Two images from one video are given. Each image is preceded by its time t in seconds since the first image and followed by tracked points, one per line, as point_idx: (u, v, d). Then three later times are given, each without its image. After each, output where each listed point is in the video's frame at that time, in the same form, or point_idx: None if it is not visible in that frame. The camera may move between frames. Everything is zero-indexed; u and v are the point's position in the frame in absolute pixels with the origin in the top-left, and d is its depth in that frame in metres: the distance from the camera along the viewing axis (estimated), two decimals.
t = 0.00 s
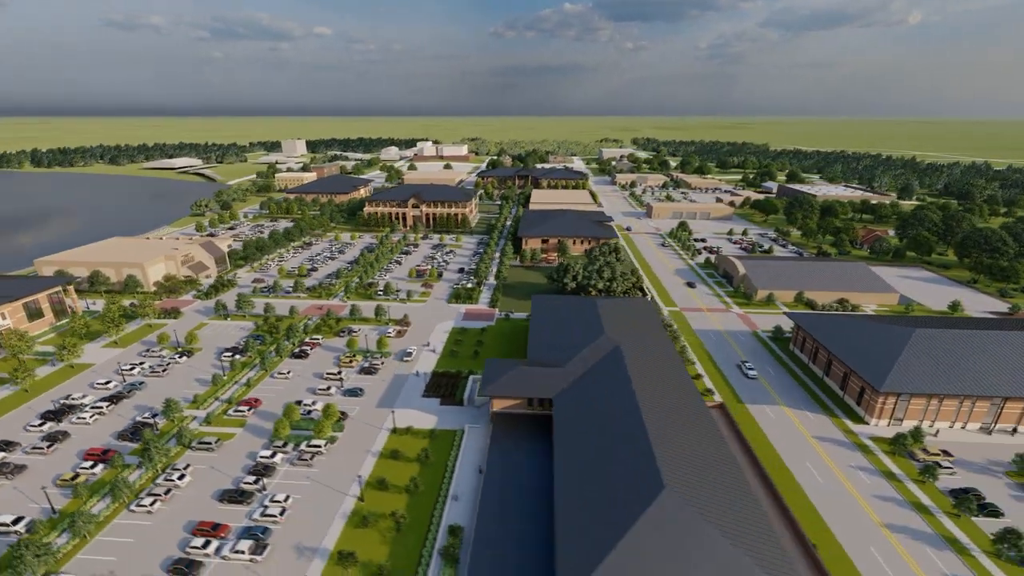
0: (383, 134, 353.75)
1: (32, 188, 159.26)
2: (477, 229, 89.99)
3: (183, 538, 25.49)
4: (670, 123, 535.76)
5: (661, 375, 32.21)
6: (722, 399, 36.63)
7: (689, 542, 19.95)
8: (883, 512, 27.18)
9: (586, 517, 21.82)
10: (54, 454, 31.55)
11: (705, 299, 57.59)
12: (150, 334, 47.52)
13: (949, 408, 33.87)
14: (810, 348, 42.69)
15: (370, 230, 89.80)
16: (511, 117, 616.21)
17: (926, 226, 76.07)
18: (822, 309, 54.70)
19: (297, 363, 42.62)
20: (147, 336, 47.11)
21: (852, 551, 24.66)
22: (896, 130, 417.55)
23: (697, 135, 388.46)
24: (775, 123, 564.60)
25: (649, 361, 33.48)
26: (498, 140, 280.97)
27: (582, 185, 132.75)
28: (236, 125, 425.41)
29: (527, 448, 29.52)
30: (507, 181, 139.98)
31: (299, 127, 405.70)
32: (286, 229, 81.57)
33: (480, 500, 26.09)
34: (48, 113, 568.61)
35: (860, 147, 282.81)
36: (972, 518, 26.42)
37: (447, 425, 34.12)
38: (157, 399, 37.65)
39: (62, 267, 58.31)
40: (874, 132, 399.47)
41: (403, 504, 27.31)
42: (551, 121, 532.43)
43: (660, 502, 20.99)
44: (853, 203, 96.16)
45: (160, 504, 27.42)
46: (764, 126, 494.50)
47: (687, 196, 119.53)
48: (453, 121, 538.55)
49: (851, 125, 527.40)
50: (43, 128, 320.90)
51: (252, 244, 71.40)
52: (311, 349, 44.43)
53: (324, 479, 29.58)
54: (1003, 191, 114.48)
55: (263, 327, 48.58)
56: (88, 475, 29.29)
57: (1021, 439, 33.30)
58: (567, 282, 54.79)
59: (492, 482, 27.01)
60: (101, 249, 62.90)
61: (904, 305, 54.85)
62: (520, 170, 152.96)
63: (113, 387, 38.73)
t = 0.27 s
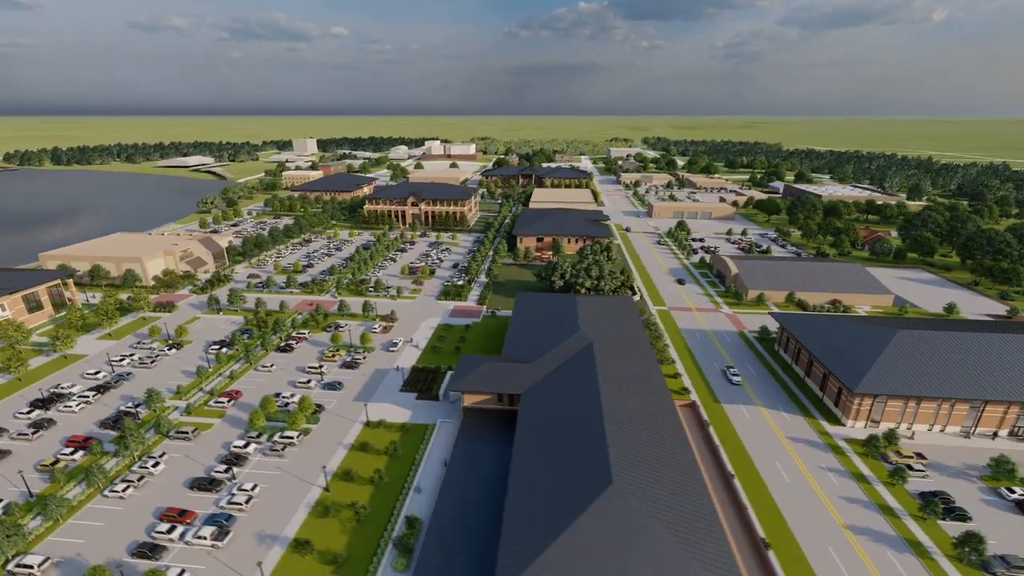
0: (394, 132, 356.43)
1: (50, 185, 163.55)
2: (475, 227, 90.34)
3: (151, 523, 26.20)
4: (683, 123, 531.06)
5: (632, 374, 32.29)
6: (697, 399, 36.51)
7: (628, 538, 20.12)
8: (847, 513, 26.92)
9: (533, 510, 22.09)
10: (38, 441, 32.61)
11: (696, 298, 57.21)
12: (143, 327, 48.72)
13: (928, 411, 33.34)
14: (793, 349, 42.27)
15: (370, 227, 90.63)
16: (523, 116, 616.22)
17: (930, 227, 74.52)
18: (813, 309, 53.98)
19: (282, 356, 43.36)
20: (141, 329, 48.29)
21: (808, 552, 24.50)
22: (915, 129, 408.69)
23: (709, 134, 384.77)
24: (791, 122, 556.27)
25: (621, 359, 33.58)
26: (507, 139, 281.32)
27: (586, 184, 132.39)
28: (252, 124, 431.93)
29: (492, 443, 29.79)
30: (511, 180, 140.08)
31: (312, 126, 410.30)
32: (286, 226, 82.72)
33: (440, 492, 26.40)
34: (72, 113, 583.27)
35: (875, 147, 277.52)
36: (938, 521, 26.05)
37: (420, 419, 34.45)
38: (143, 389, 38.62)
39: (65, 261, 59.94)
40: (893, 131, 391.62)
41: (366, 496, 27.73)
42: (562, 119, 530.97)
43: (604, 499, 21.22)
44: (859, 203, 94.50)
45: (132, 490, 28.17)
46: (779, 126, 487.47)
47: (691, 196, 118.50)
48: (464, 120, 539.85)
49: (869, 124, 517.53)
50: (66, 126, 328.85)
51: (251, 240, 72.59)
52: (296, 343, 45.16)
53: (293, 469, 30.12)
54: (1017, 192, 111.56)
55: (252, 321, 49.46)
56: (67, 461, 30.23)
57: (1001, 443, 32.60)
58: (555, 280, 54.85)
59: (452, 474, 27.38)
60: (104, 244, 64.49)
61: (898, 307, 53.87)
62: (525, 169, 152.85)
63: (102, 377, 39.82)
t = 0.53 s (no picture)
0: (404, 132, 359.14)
1: (67, 183, 167.84)
2: (473, 225, 90.75)
3: (123, 508, 27.02)
4: (696, 122, 526.25)
5: (602, 371, 32.36)
6: (672, 398, 36.47)
7: (571, 532, 20.32)
8: (809, 513, 26.73)
9: (483, 502, 22.43)
10: (26, 427, 33.75)
11: (685, 298, 56.93)
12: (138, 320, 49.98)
13: (904, 412, 32.91)
14: (776, 348, 41.92)
15: (370, 225, 91.55)
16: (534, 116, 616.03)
17: (933, 228, 73.08)
18: (803, 310, 53.36)
19: (268, 350, 44.22)
20: (135, 322, 49.54)
21: (764, 550, 24.41)
22: (934, 129, 399.70)
23: (721, 133, 380.88)
24: (807, 121, 547.88)
25: (593, 356, 33.67)
26: (516, 138, 281.68)
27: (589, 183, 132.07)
28: (266, 123, 437.31)
29: (459, 437, 30.15)
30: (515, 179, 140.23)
31: (325, 125, 414.82)
32: (286, 223, 83.97)
33: (402, 484, 26.83)
34: (93, 113, 596.11)
35: (890, 147, 271.82)
36: (901, 522, 25.77)
37: (394, 412, 34.91)
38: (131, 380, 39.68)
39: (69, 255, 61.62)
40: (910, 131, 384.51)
41: (332, 486, 28.27)
42: (573, 119, 529.25)
43: (549, 493, 21.51)
44: (863, 203, 92.98)
45: (108, 476, 29.06)
46: (794, 125, 480.09)
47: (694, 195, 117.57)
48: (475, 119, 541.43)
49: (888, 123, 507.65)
50: (86, 126, 336.81)
51: (250, 236, 73.87)
52: (283, 338, 45.98)
53: (265, 459, 30.76)
54: None
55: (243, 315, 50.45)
56: (51, 447, 31.29)
57: (978, 447, 32.06)
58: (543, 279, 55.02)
59: (416, 466, 27.86)
60: (107, 239, 66.13)
61: (891, 308, 53.03)
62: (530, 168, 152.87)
63: (92, 367, 40.99)
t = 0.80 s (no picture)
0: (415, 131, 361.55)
1: (83, 181, 171.98)
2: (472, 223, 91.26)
3: (100, 492, 27.94)
4: (709, 121, 521.36)
5: (574, 366, 32.54)
6: (647, 396, 36.50)
7: (519, 521, 20.50)
8: (771, 510, 26.64)
9: (437, 491, 22.78)
10: (18, 413, 35.00)
11: (675, 297, 56.77)
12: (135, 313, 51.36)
13: (879, 413, 32.62)
14: (758, 348, 41.68)
15: (370, 223, 92.54)
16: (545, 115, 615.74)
17: (936, 229, 71.78)
18: (794, 310, 52.89)
19: (256, 343, 45.16)
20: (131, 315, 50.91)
21: (721, 546, 24.41)
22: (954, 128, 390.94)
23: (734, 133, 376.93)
24: (822, 121, 539.48)
25: (567, 353, 33.85)
26: (524, 138, 282.08)
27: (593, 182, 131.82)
28: (280, 123, 443.07)
29: (428, 429, 30.60)
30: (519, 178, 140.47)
31: (337, 124, 419.12)
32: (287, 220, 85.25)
33: (367, 473, 27.35)
34: (113, 112, 609.28)
35: (906, 147, 266.55)
36: (863, 521, 25.66)
37: (371, 405, 35.50)
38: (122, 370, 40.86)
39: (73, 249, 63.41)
40: (928, 131, 377.16)
41: (302, 474, 28.90)
42: (585, 118, 527.84)
43: (500, 483, 21.78)
44: (868, 203, 91.56)
45: (89, 461, 30.06)
46: (809, 125, 473.00)
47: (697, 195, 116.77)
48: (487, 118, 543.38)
49: (906, 123, 497.87)
50: (105, 125, 344.37)
51: (250, 233, 75.21)
52: (272, 331, 46.89)
53: (241, 449, 31.50)
54: None
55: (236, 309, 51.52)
56: (39, 432, 32.45)
57: (954, 449, 31.64)
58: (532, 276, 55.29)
59: (383, 457, 28.36)
60: (111, 234, 67.92)
61: (883, 309, 52.35)
62: (534, 167, 152.99)
63: (86, 357, 42.31)
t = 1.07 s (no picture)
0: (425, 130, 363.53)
1: (98, 179, 176.16)
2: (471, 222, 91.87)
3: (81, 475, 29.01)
4: (722, 121, 516.16)
5: (545, 362, 32.90)
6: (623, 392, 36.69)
7: (467, 509, 20.86)
8: (733, 506, 26.75)
9: (394, 479, 23.32)
10: (12, 400, 36.36)
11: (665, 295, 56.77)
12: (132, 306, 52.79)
13: (853, 412, 32.45)
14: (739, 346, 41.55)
15: (370, 220, 93.63)
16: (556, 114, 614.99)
17: (937, 229, 70.65)
18: (783, 309, 52.53)
19: (246, 336, 46.19)
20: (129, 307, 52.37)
21: (677, 539, 24.62)
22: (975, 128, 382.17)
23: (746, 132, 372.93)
24: (838, 120, 530.96)
25: (540, 348, 34.23)
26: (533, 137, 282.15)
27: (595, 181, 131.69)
28: (293, 122, 448.29)
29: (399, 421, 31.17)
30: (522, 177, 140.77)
31: (349, 124, 423.28)
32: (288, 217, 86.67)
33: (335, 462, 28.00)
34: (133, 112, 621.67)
35: (922, 147, 261.67)
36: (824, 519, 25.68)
37: (349, 397, 36.22)
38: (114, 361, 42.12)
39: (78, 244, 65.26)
40: (946, 131, 369.66)
41: (274, 463, 29.64)
42: (596, 117, 526.19)
43: (453, 472, 22.21)
44: (871, 203, 90.30)
45: (74, 447, 31.16)
46: (825, 125, 465.55)
47: (700, 194, 116.01)
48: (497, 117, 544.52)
49: (925, 123, 488.09)
50: (123, 124, 351.76)
51: (250, 229, 76.69)
52: (262, 325, 47.92)
53: (219, 437, 32.40)
54: None
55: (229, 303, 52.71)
56: (29, 418, 33.73)
57: (928, 449, 31.43)
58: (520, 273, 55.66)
59: (352, 446, 29.00)
60: (115, 229, 69.76)
61: (875, 310, 51.80)
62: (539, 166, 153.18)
63: (82, 348, 43.69)
